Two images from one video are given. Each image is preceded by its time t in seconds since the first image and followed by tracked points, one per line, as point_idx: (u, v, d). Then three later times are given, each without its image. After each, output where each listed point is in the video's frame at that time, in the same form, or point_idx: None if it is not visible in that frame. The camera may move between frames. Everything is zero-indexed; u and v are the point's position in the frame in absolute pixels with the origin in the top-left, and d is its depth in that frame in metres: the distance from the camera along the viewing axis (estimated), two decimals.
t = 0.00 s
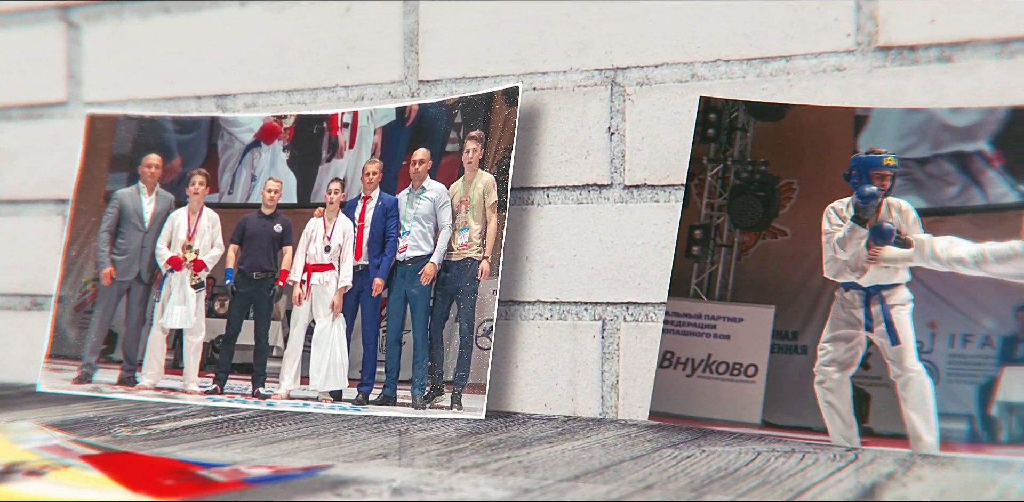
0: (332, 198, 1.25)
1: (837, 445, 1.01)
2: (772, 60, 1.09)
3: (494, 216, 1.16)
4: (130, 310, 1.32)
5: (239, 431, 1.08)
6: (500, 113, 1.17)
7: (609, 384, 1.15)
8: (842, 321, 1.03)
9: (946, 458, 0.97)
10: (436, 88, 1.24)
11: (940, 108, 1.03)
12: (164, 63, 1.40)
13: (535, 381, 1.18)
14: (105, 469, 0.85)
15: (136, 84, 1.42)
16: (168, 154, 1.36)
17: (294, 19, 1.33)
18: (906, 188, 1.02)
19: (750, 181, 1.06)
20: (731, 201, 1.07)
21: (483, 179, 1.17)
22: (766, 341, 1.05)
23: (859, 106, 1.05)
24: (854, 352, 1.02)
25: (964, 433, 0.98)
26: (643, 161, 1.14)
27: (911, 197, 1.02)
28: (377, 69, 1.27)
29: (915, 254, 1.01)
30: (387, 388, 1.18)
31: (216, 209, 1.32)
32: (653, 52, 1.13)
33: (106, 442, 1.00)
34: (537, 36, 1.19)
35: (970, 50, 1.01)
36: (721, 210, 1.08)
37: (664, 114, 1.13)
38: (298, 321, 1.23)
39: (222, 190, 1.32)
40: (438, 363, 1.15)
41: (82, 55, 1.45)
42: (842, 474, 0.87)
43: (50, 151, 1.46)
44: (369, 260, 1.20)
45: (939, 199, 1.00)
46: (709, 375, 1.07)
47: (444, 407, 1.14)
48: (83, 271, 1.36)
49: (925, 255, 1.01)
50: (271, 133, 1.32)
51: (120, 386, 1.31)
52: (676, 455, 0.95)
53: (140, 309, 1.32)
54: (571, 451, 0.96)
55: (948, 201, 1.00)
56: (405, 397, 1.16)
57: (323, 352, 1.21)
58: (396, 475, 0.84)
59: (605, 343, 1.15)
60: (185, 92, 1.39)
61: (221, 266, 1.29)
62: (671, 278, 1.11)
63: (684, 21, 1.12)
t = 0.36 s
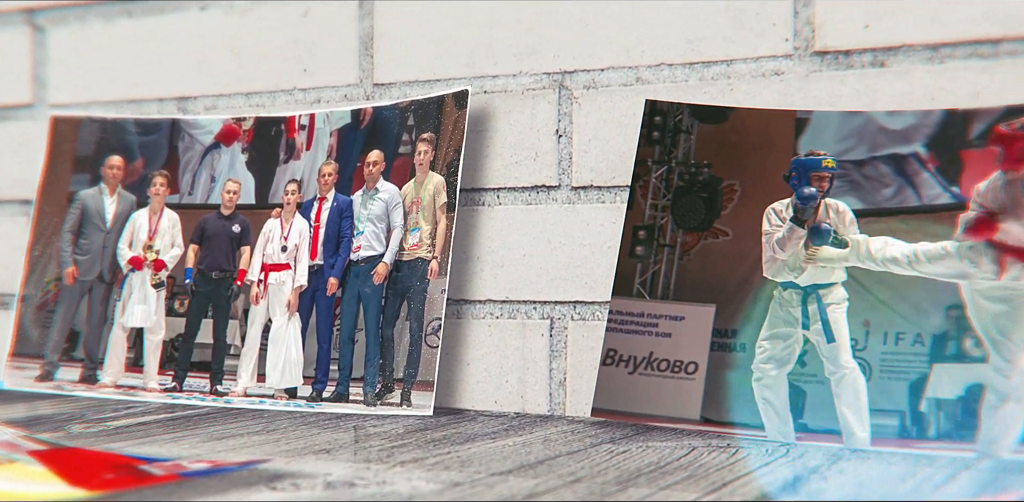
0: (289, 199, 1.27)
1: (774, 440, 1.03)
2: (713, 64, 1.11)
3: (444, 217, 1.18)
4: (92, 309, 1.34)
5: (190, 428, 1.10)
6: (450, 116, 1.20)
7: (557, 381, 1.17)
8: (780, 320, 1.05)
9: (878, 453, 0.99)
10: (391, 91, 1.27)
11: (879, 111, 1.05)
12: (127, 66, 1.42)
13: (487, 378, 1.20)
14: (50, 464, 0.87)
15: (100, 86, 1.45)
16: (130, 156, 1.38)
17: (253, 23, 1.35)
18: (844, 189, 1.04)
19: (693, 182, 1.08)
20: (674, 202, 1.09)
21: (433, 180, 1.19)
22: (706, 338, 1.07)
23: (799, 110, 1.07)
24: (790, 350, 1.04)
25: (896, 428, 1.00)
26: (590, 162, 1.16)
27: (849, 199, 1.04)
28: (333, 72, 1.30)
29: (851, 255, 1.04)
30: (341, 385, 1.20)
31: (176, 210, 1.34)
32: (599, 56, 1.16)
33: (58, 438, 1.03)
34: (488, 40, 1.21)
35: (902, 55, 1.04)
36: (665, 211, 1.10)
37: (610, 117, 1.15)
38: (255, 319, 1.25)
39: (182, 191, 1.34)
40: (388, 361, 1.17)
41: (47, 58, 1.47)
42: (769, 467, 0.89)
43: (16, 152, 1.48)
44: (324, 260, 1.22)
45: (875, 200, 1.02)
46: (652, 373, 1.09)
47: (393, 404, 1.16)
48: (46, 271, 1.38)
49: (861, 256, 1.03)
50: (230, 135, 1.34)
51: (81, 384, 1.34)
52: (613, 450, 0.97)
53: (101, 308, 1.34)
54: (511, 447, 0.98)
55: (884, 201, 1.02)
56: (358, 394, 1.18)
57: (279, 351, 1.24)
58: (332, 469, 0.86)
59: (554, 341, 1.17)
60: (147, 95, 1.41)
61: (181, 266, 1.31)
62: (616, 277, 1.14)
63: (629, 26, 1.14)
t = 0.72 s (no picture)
0: (248, 200, 1.29)
1: (713, 436, 1.06)
2: (657, 68, 1.14)
3: (395, 218, 1.20)
4: (55, 308, 1.36)
5: (144, 425, 1.13)
6: (402, 119, 1.22)
7: (508, 379, 1.19)
8: (721, 318, 1.07)
9: (812, 449, 1.01)
10: (347, 94, 1.29)
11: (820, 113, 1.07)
12: (91, 69, 1.45)
13: (439, 376, 1.22)
14: None
15: (65, 89, 1.47)
16: (93, 157, 1.40)
17: (213, 26, 1.37)
18: (785, 191, 1.05)
19: (638, 184, 1.11)
20: (620, 203, 1.12)
21: (384, 181, 1.21)
22: (648, 336, 1.09)
23: (742, 113, 1.09)
24: (731, 348, 1.06)
25: (830, 425, 1.02)
26: (539, 164, 1.18)
27: (790, 201, 1.05)
28: (290, 75, 1.32)
29: (790, 255, 1.06)
30: (295, 383, 1.22)
31: (138, 210, 1.36)
32: (548, 60, 1.18)
33: (12, 435, 1.05)
34: (440, 44, 1.24)
35: (838, 59, 1.06)
36: (610, 212, 1.13)
37: (558, 119, 1.18)
38: (214, 318, 1.28)
39: (144, 192, 1.37)
40: (341, 359, 1.19)
41: (13, 60, 1.50)
42: (700, 462, 0.91)
43: None
44: (281, 260, 1.25)
45: (815, 202, 1.03)
46: (595, 370, 1.11)
47: (345, 401, 1.19)
48: (10, 271, 1.40)
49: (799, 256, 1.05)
50: (191, 136, 1.36)
51: (43, 382, 1.35)
52: (552, 445, 0.99)
53: (64, 307, 1.36)
54: (453, 442, 1.01)
55: (824, 203, 1.04)
56: (311, 391, 1.20)
57: (237, 349, 1.26)
58: (271, 465, 0.88)
59: (504, 339, 1.19)
60: (110, 97, 1.43)
61: (142, 266, 1.33)
62: (563, 277, 1.17)
63: (577, 31, 1.17)
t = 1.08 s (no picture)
0: (208, 201, 1.31)
1: (654, 431, 1.08)
2: (604, 72, 1.16)
3: (349, 219, 1.23)
4: (19, 308, 1.38)
5: (100, 422, 1.15)
6: (356, 121, 1.24)
7: (460, 376, 1.21)
8: (665, 317, 1.09)
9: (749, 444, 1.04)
10: (304, 97, 1.31)
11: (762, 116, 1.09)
12: (57, 72, 1.47)
13: (394, 374, 1.25)
14: None
15: (31, 92, 1.49)
16: (57, 159, 1.42)
17: (175, 31, 1.40)
18: (727, 192, 1.07)
19: (586, 186, 1.14)
20: (569, 204, 1.15)
21: (339, 182, 1.24)
22: (593, 334, 1.12)
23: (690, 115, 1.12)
24: (674, 345, 1.08)
25: (768, 421, 1.04)
26: (489, 166, 1.21)
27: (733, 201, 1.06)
28: (250, 78, 1.34)
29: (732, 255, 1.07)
30: (252, 380, 1.24)
31: (100, 211, 1.38)
32: (498, 64, 1.21)
33: None
34: (395, 48, 1.26)
35: (777, 63, 1.09)
36: (559, 213, 1.15)
37: (508, 122, 1.20)
38: (174, 317, 1.29)
39: (106, 193, 1.39)
40: (296, 357, 1.22)
41: None
42: (634, 457, 0.94)
43: None
44: (240, 260, 1.26)
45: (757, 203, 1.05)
46: (540, 366, 1.14)
47: (300, 398, 1.21)
48: None
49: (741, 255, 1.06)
50: (153, 138, 1.38)
51: (7, 380, 1.37)
52: (495, 441, 1.02)
53: (28, 306, 1.37)
54: (398, 438, 1.03)
55: (767, 204, 1.05)
56: (267, 389, 1.23)
57: (196, 348, 1.27)
58: (214, 459, 0.90)
59: (456, 337, 1.22)
60: (75, 100, 1.46)
61: (104, 265, 1.35)
62: (512, 275, 1.19)
63: (526, 35, 1.19)
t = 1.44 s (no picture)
0: (169, 202, 1.33)
1: (599, 427, 1.11)
2: (553, 75, 1.19)
3: (304, 220, 1.25)
4: None
5: (57, 419, 1.17)
6: (313, 123, 1.27)
7: (414, 374, 1.24)
8: (611, 316, 1.11)
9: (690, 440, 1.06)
10: (263, 99, 1.34)
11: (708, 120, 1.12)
12: (22, 75, 1.49)
13: (350, 372, 1.27)
14: None
15: None
16: (23, 161, 1.44)
17: (137, 34, 1.42)
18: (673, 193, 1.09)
19: (537, 187, 1.15)
20: (519, 205, 1.17)
21: (296, 184, 1.26)
22: (542, 333, 1.14)
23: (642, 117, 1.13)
24: (619, 343, 1.10)
25: (709, 417, 1.06)
26: (442, 168, 1.23)
27: (679, 202, 1.09)
28: (210, 80, 1.37)
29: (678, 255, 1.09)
30: (211, 378, 1.26)
31: (64, 211, 1.40)
32: (451, 67, 1.23)
33: None
34: (351, 52, 1.28)
35: (718, 67, 1.11)
36: (510, 213, 1.17)
37: (460, 124, 1.22)
38: (136, 315, 1.31)
39: (71, 194, 1.41)
40: (252, 355, 1.24)
41: None
42: (572, 452, 0.96)
43: None
44: (200, 260, 1.28)
45: (702, 204, 1.08)
46: (490, 364, 1.16)
47: (256, 395, 1.23)
48: None
49: (687, 255, 1.08)
50: (116, 139, 1.40)
51: None
52: (440, 437, 1.04)
53: None
54: (346, 435, 1.05)
55: (712, 205, 1.08)
56: (225, 386, 1.25)
57: (156, 345, 1.29)
58: (160, 455, 0.93)
59: (411, 336, 1.24)
60: (41, 103, 1.48)
61: (68, 265, 1.37)
62: (462, 276, 1.21)
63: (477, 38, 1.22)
